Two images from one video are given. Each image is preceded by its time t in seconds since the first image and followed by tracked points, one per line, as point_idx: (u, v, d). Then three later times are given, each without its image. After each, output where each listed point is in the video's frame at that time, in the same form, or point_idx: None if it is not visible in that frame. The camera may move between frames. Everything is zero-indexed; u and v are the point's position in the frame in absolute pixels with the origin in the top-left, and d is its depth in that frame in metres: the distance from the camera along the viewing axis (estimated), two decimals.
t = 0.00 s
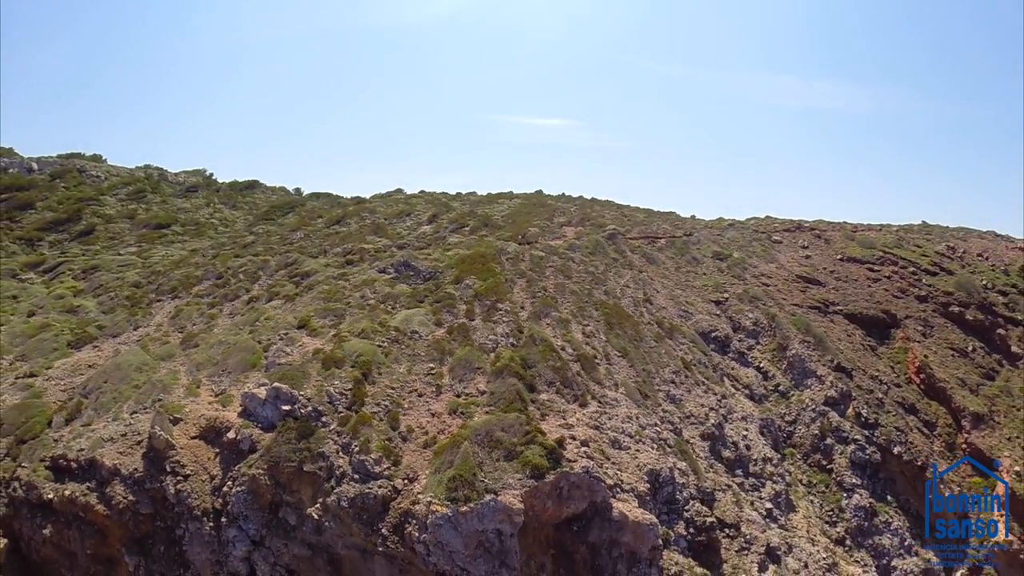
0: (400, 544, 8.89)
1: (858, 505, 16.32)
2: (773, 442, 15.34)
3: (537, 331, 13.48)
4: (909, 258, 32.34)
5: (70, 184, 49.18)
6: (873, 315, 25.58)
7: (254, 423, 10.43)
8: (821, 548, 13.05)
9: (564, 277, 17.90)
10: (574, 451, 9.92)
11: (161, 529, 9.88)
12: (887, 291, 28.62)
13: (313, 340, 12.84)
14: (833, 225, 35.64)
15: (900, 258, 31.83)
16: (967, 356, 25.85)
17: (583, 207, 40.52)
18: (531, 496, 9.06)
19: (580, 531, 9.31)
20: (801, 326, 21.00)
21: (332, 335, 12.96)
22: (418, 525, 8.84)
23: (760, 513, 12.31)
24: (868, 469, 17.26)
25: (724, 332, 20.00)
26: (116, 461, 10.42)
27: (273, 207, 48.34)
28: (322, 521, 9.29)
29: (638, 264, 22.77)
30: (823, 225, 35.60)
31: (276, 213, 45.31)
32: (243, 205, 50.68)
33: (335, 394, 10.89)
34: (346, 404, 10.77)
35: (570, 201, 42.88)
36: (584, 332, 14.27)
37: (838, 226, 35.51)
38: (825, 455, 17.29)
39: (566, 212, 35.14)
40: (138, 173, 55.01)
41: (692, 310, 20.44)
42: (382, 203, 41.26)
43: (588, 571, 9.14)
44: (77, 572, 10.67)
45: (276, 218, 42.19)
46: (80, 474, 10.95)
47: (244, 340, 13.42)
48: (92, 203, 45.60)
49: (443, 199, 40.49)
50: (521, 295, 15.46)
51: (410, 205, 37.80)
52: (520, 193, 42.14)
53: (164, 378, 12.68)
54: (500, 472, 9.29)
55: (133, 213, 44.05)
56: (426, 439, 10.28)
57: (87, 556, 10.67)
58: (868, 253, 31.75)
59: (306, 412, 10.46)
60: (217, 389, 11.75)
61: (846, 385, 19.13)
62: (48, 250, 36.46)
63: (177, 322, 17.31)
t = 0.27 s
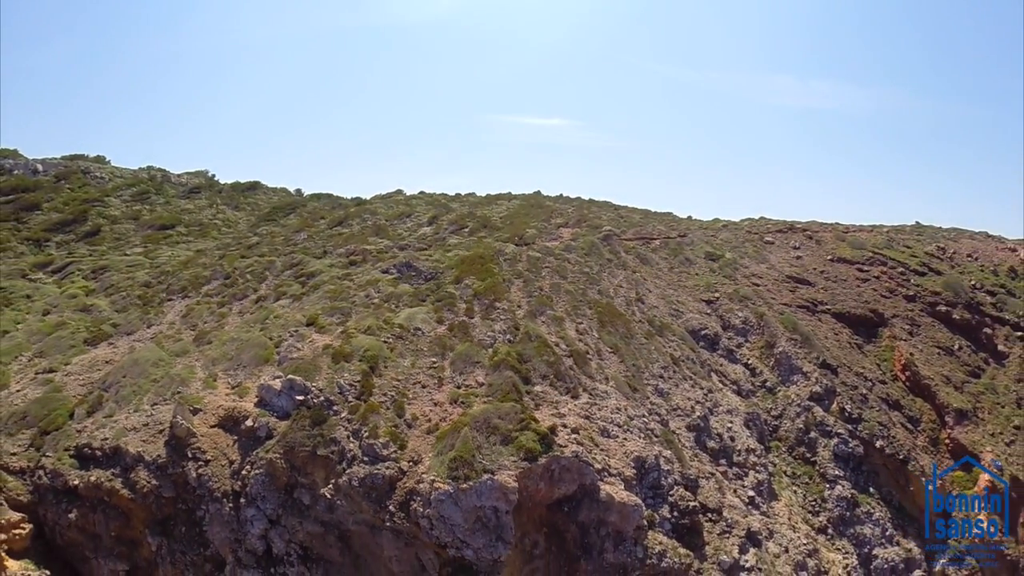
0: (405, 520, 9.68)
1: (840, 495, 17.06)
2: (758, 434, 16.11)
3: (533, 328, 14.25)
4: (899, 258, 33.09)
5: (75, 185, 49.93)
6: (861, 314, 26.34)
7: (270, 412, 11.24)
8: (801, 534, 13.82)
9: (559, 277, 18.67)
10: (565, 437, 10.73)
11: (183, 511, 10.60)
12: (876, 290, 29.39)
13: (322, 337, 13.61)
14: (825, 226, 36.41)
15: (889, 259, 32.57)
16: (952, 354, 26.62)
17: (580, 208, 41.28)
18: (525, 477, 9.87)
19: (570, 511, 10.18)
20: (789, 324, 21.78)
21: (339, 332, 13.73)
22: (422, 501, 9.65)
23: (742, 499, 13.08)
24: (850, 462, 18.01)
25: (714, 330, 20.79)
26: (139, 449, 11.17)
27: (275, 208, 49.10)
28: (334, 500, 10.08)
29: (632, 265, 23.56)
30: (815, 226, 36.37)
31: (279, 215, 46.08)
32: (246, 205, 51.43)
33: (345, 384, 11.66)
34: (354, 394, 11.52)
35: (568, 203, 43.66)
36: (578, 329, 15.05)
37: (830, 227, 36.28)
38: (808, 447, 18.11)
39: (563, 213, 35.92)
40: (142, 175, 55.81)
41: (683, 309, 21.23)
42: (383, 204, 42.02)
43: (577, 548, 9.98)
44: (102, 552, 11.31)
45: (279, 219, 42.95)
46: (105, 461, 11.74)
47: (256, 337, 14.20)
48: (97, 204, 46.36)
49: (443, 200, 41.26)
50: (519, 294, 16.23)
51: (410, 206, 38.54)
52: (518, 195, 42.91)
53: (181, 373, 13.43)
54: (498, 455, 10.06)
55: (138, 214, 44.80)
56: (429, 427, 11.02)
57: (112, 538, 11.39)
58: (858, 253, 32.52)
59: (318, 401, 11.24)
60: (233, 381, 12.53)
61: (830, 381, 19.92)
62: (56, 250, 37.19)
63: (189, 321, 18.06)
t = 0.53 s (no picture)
0: (411, 498, 10.57)
1: (823, 486, 17.91)
2: (744, 427, 16.92)
3: (529, 325, 15.06)
4: (888, 259, 33.91)
5: (81, 187, 50.76)
6: (849, 314, 27.16)
7: (285, 402, 12.08)
8: (782, 521, 14.66)
9: (555, 277, 19.49)
10: (557, 425, 11.65)
11: (202, 494, 11.36)
12: (864, 290, 30.21)
13: (330, 333, 14.44)
14: (816, 227, 37.25)
15: (878, 259, 33.40)
16: (938, 352, 27.42)
17: (578, 209, 42.12)
18: (519, 460, 10.85)
19: (562, 494, 11.10)
20: (777, 322, 22.60)
21: (346, 328, 14.56)
22: (427, 481, 10.57)
23: (726, 487, 13.90)
24: (834, 454, 18.83)
25: (703, 328, 21.61)
26: (161, 437, 11.92)
27: (278, 209, 49.94)
28: (345, 481, 10.95)
29: (626, 266, 24.40)
30: (807, 227, 37.21)
31: (282, 216, 46.90)
32: (249, 206, 52.27)
33: (354, 376, 12.50)
34: (362, 385, 12.36)
35: (566, 204, 44.49)
36: (572, 327, 15.88)
37: (822, 228, 37.11)
38: (793, 441, 18.94)
39: (561, 215, 36.76)
40: (146, 176, 56.68)
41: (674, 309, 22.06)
42: (384, 205, 42.87)
43: (567, 528, 10.93)
44: (124, 535, 12.10)
45: (282, 220, 43.79)
46: (127, 450, 12.55)
47: (268, 334, 15.02)
48: (103, 205, 47.19)
49: (443, 201, 42.09)
50: (516, 293, 17.04)
51: (411, 207, 39.36)
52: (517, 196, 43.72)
53: (197, 368, 14.22)
54: (495, 441, 10.97)
55: (144, 215, 45.61)
56: (432, 415, 11.87)
57: (133, 521, 12.17)
58: (848, 254, 33.33)
59: (330, 391, 12.09)
60: (248, 375, 13.37)
61: (815, 377, 20.76)
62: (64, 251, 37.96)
63: (200, 319, 18.84)
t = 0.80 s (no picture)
0: (417, 479, 11.49)
1: (808, 477, 18.75)
2: (732, 420, 17.77)
3: (527, 322, 15.93)
4: (880, 260, 34.73)
5: (89, 189, 51.72)
6: (839, 312, 28.02)
7: (300, 393, 12.97)
8: (766, 508, 15.52)
9: (553, 277, 20.36)
10: (552, 414, 12.61)
11: (223, 478, 12.18)
12: (854, 290, 31.05)
13: (339, 330, 15.32)
14: (810, 228, 38.11)
15: (870, 260, 34.23)
16: (926, 349, 28.22)
17: (577, 210, 42.99)
18: (517, 444, 11.80)
19: (556, 477, 12.06)
20: (766, 321, 23.47)
21: (355, 326, 15.44)
22: (432, 462, 11.52)
23: (712, 475, 14.75)
24: (819, 447, 19.69)
25: (695, 326, 22.48)
26: (184, 425, 12.76)
27: (282, 210, 50.86)
28: (356, 464, 11.90)
29: (622, 267, 25.29)
30: (801, 228, 38.07)
31: (286, 218, 47.83)
32: (254, 208, 53.20)
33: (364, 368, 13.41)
34: (371, 377, 13.26)
35: (565, 205, 45.39)
36: (568, 324, 16.75)
37: (815, 229, 37.96)
38: (779, 434, 19.82)
39: (559, 216, 37.63)
40: (153, 178, 57.71)
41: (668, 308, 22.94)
42: (387, 207, 43.79)
43: (560, 509, 11.91)
44: (148, 517, 12.94)
45: (287, 222, 44.72)
46: (150, 438, 13.39)
47: (280, 331, 15.90)
48: (112, 207, 48.15)
49: (445, 203, 43.00)
50: (515, 292, 17.90)
51: (413, 209, 40.25)
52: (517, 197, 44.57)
53: (214, 363, 15.08)
54: (495, 427, 11.91)
55: (151, 216, 46.55)
56: (436, 404, 12.81)
57: (156, 504, 13.02)
58: (840, 255, 34.16)
59: (342, 382, 12.99)
60: (264, 368, 14.26)
61: (802, 373, 21.61)
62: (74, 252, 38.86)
63: (213, 317, 19.71)
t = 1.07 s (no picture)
0: (423, 462, 12.58)
1: (795, 467, 19.56)
2: (722, 413, 18.59)
3: (525, 320, 16.79)
4: (871, 260, 35.54)
5: (96, 191, 52.54)
6: (829, 311, 28.86)
7: (313, 384, 13.92)
8: (752, 496, 16.35)
9: (551, 277, 21.21)
10: (548, 404, 13.65)
11: (240, 464, 13.01)
12: (846, 289, 31.87)
13: (347, 327, 16.21)
14: (803, 229, 38.95)
15: (861, 260, 35.05)
16: (914, 347, 29.04)
17: (576, 211, 43.78)
18: (515, 431, 12.90)
19: (551, 463, 13.11)
20: (757, 319, 24.30)
21: (362, 323, 16.32)
22: (436, 446, 12.64)
23: (700, 463, 15.62)
24: (806, 439, 20.54)
25: (688, 324, 23.32)
26: (202, 416, 13.44)
27: (286, 212, 51.68)
28: (367, 449, 12.89)
29: (618, 267, 26.14)
30: (794, 229, 38.91)
31: (290, 219, 48.66)
32: (258, 209, 54.05)
33: (373, 361, 14.39)
34: (379, 370, 14.21)
35: (563, 207, 46.24)
36: (564, 322, 17.61)
37: (808, 230, 38.80)
38: (766, 427, 20.73)
39: (559, 217, 38.45)
40: (158, 180, 58.59)
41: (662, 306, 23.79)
42: (389, 208, 44.65)
43: (554, 492, 12.95)
44: (168, 502, 13.76)
45: (291, 224, 45.61)
46: (171, 427, 14.32)
47: (291, 328, 16.76)
48: (119, 209, 48.98)
49: (446, 204, 43.82)
50: (514, 291, 18.73)
51: (416, 210, 41.06)
52: (517, 199, 45.35)
53: (229, 358, 15.90)
54: (494, 416, 13.00)
55: (157, 218, 47.38)
56: (441, 394, 13.84)
57: (177, 490, 13.86)
58: (832, 255, 34.97)
59: (352, 373, 13.97)
60: (277, 362, 15.15)
61: (791, 368, 22.46)
62: (84, 252, 39.66)
63: (225, 316, 20.52)
